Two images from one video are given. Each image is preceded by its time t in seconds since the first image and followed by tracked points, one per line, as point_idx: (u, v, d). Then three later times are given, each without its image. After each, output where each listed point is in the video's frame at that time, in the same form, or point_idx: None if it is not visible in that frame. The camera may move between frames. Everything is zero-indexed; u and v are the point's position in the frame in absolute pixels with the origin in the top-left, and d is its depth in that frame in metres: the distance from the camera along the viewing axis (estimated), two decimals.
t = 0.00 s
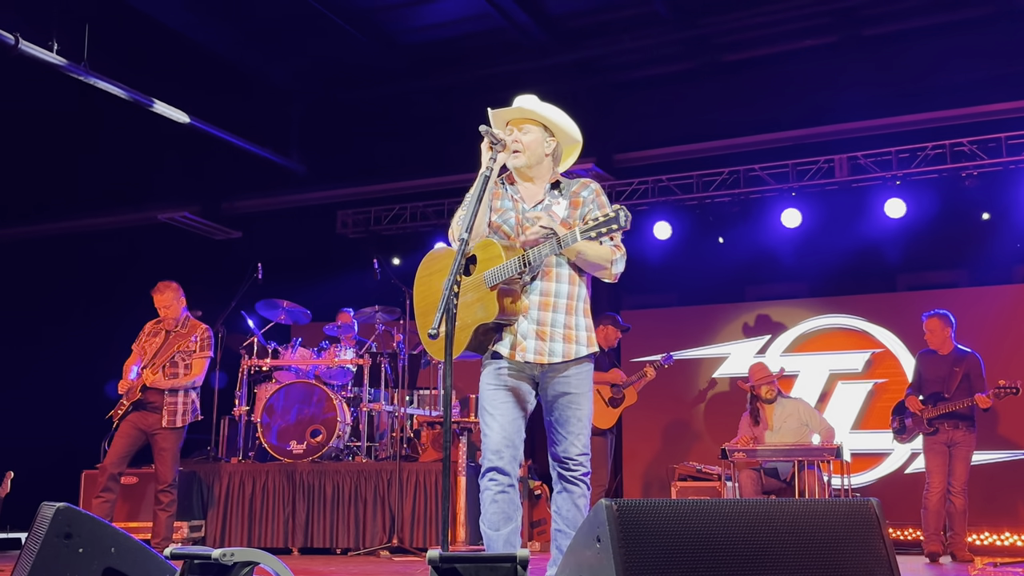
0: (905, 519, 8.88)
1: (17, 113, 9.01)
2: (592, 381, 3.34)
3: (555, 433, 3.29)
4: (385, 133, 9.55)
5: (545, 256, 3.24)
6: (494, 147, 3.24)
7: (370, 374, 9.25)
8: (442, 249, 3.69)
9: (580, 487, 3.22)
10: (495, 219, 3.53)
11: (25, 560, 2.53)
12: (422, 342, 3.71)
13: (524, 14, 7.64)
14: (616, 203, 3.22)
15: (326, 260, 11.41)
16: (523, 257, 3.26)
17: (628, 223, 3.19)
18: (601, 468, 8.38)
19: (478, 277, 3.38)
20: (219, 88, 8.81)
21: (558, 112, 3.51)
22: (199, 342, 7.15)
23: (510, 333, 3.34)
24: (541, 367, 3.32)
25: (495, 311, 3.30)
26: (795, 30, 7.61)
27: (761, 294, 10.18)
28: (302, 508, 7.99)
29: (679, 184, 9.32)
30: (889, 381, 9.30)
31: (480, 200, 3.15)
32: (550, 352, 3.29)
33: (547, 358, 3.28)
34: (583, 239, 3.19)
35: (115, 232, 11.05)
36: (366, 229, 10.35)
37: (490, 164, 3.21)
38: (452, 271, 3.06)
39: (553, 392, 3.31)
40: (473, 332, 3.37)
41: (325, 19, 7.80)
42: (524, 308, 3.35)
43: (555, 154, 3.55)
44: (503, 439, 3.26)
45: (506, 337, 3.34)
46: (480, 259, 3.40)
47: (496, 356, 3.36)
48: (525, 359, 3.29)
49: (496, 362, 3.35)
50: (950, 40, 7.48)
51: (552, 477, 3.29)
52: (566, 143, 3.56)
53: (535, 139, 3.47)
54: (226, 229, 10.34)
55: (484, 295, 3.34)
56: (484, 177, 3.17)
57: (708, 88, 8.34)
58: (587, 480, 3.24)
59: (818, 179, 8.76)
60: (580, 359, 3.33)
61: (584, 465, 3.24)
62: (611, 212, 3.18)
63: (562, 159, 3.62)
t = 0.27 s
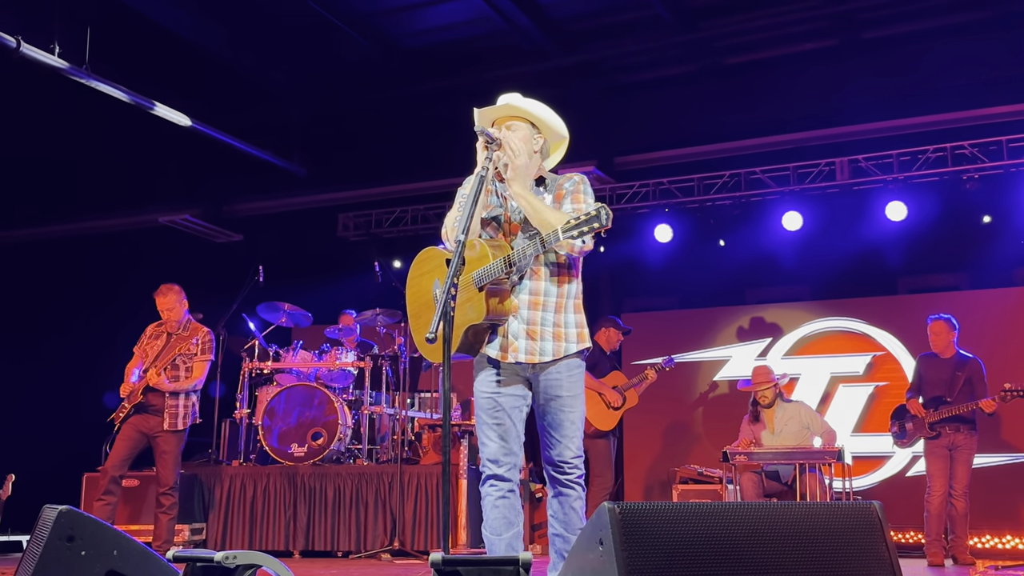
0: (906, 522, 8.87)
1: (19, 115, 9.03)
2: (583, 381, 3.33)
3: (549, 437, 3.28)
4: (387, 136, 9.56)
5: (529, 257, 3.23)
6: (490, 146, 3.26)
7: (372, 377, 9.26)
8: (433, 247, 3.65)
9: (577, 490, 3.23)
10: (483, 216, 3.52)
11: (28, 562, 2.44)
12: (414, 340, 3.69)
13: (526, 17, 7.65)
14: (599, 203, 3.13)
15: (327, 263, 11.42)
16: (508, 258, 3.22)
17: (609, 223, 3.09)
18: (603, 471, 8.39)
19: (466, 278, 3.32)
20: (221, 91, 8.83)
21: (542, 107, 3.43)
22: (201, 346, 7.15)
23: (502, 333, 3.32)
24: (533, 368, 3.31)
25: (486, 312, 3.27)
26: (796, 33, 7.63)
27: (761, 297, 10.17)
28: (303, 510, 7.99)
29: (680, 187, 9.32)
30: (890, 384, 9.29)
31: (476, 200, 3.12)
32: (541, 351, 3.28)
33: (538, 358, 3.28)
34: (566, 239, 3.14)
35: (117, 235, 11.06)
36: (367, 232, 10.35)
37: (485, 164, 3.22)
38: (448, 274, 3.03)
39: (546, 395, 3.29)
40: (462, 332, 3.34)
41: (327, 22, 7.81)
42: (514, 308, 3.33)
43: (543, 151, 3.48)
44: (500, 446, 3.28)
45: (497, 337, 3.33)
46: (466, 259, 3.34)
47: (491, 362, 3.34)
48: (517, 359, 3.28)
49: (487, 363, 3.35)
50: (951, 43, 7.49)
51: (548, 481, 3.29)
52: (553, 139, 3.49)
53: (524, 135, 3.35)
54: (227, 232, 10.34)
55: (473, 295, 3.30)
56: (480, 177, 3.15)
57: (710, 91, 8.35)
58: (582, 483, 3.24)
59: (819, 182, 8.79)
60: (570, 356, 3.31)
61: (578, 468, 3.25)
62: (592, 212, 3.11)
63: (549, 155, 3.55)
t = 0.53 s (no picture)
0: (908, 524, 8.87)
1: (22, 118, 9.04)
2: (578, 388, 3.34)
3: (544, 442, 3.28)
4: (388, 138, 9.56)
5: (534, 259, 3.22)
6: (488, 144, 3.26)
7: (373, 380, 9.26)
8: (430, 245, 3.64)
9: (574, 493, 3.23)
10: (484, 216, 3.48)
11: (30, 565, 2.38)
12: (406, 338, 3.67)
13: (527, 19, 7.66)
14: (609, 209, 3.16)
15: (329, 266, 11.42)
16: (510, 260, 3.22)
17: (621, 231, 3.12)
18: (607, 474, 8.38)
19: (465, 279, 3.32)
20: (222, 93, 8.84)
21: (536, 103, 3.46)
22: (203, 348, 7.14)
23: (500, 334, 3.32)
24: (529, 370, 3.30)
25: (485, 313, 3.27)
26: (798, 35, 7.63)
27: (762, 299, 10.17)
28: (304, 513, 7.99)
29: (681, 189, 9.33)
30: (891, 387, 9.28)
31: (476, 200, 3.13)
32: (543, 351, 3.27)
33: (540, 358, 3.26)
34: (574, 244, 3.16)
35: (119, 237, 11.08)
36: (368, 234, 10.36)
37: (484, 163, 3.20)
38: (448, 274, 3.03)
39: (542, 399, 3.29)
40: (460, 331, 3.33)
41: (328, 24, 7.82)
42: (513, 309, 3.32)
43: (539, 148, 3.50)
44: (498, 449, 3.28)
45: (496, 338, 3.32)
46: (466, 259, 3.32)
47: (490, 362, 3.34)
48: (517, 360, 3.27)
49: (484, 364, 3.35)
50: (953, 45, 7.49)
51: (544, 485, 3.28)
52: (550, 134, 3.51)
53: (522, 134, 3.42)
54: (228, 235, 10.36)
55: (472, 296, 3.30)
56: (479, 177, 3.15)
57: (711, 93, 8.35)
58: (579, 485, 3.24)
59: (820, 184, 8.80)
60: (571, 358, 3.32)
61: (575, 471, 3.26)
62: (604, 219, 3.13)
63: (547, 152, 3.56)
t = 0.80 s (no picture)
0: (909, 527, 8.86)
1: (24, 119, 9.06)
2: (575, 391, 3.33)
3: (541, 447, 3.28)
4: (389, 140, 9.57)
5: (533, 260, 3.22)
6: (486, 143, 3.24)
7: (374, 382, 9.26)
8: (428, 246, 3.65)
9: (573, 496, 3.23)
10: (482, 218, 3.49)
11: (32, 568, 2.36)
12: (403, 339, 3.67)
13: (528, 22, 7.67)
14: (609, 209, 3.16)
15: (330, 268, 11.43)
16: (507, 262, 3.22)
17: (620, 231, 3.12)
18: (610, 477, 8.38)
19: (462, 280, 3.32)
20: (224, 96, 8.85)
21: (530, 103, 3.47)
22: (204, 349, 7.14)
23: (498, 335, 3.31)
24: (525, 373, 3.29)
25: (482, 314, 3.27)
26: (799, 37, 7.64)
27: (764, 301, 10.17)
28: (305, 515, 7.98)
29: (682, 191, 9.34)
30: (893, 389, 9.28)
31: (474, 201, 3.12)
32: (539, 354, 3.26)
33: (536, 361, 3.25)
34: (573, 244, 3.17)
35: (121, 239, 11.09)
36: (369, 236, 10.36)
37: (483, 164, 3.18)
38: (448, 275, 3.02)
39: (539, 403, 3.28)
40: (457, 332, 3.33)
41: (330, 26, 7.83)
42: (510, 310, 3.32)
43: (535, 147, 3.51)
44: (497, 452, 3.28)
45: (492, 340, 3.32)
46: (463, 260, 3.33)
47: (486, 365, 3.33)
48: (513, 362, 3.26)
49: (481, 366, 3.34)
50: (954, 48, 7.49)
51: (543, 488, 3.28)
52: (544, 132, 3.52)
53: (520, 133, 3.41)
54: (229, 237, 10.37)
55: (469, 296, 3.30)
56: (478, 177, 3.14)
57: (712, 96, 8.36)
58: (578, 488, 3.24)
59: (821, 186, 8.81)
60: (567, 361, 3.32)
61: (573, 475, 3.25)
62: (604, 219, 3.13)
63: (543, 151, 3.57)
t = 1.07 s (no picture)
0: (911, 529, 8.85)
1: (26, 121, 9.07)
2: (574, 394, 3.33)
3: (540, 449, 3.27)
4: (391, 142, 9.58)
5: (531, 260, 3.22)
6: (486, 146, 3.24)
7: (374, 383, 9.26)
8: (425, 247, 3.66)
9: (572, 498, 3.22)
10: (480, 219, 3.49)
11: (32, 570, 2.35)
12: (401, 341, 3.67)
13: (530, 24, 7.68)
14: (606, 208, 3.15)
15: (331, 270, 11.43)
16: (504, 262, 3.22)
17: (617, 230, 3.10)
18: (613, 479, 8.34)
19: (461, 280, 3.32)
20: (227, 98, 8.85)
21: (527, 105, 3.49)
22: (204, 349, 7.14)
23: (495, 336, 3.30)
24: (523, 375, 3.29)
25: (480, 315, 3.27)
26: (800, 39, 7.64)
27: (765, 302, 10.17)
28: (306, 517, 7.99)
29: (684, 193, 9.35)
30: (894, 391, 9.27)
31: (475, 202, 3.11)
32: (536, 355, 3.26)
33: (534, 362, 3.25)
34: (571, 243, 3.16)
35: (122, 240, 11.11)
36: (371, 237, 10.37)
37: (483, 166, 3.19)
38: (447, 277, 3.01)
39: (537, 405, 3.28)
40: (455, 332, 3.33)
41: (331, 28, 7.84)
42: (508, 312, 3.32)
43: (533, 148, 3.52)
44: (495, 455, 3.28)
45: (490, 341, 3.31)
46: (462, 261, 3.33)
47: (485, 367, 3.34)
48: (510, 364, 3.26)
49: (479, 368, 3.34)
50: (955, 50, 7.49)
51: (542, 490, 3.28)
52: (541, 134, 3.53)
53: (519, 135, 3.42)
54: (230, 238, 10.38)
55: (467, 297, 3.29)
56: (478, 178, 3.14)
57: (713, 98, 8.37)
58: (577, 491, 3.23)
59: (822, 188, 8.82)
60: (565, 363, 3.32)
61: (572, 477, 3.24)
62: (601, 217, 3.11)
63: (541, 153, 3.58)
